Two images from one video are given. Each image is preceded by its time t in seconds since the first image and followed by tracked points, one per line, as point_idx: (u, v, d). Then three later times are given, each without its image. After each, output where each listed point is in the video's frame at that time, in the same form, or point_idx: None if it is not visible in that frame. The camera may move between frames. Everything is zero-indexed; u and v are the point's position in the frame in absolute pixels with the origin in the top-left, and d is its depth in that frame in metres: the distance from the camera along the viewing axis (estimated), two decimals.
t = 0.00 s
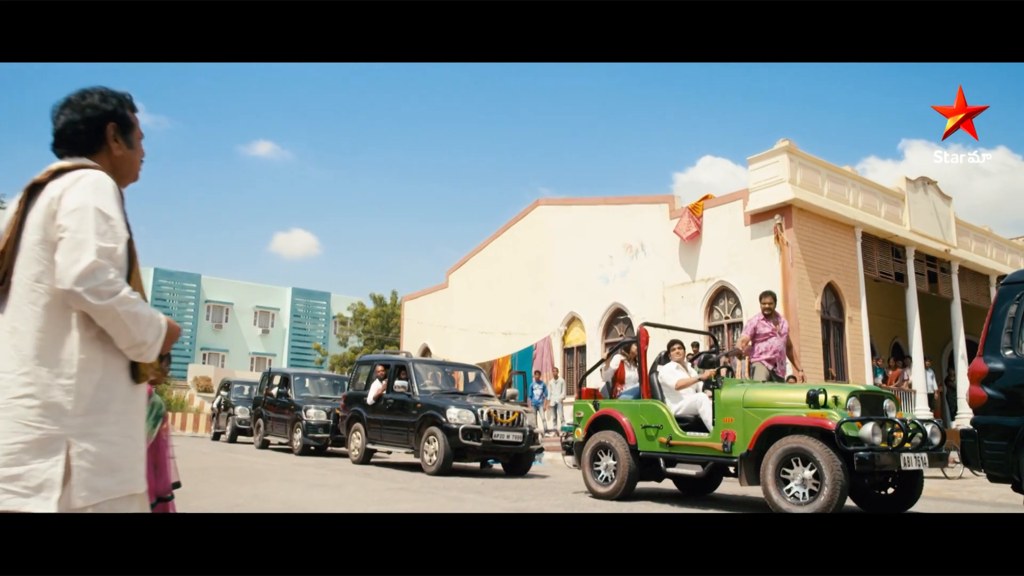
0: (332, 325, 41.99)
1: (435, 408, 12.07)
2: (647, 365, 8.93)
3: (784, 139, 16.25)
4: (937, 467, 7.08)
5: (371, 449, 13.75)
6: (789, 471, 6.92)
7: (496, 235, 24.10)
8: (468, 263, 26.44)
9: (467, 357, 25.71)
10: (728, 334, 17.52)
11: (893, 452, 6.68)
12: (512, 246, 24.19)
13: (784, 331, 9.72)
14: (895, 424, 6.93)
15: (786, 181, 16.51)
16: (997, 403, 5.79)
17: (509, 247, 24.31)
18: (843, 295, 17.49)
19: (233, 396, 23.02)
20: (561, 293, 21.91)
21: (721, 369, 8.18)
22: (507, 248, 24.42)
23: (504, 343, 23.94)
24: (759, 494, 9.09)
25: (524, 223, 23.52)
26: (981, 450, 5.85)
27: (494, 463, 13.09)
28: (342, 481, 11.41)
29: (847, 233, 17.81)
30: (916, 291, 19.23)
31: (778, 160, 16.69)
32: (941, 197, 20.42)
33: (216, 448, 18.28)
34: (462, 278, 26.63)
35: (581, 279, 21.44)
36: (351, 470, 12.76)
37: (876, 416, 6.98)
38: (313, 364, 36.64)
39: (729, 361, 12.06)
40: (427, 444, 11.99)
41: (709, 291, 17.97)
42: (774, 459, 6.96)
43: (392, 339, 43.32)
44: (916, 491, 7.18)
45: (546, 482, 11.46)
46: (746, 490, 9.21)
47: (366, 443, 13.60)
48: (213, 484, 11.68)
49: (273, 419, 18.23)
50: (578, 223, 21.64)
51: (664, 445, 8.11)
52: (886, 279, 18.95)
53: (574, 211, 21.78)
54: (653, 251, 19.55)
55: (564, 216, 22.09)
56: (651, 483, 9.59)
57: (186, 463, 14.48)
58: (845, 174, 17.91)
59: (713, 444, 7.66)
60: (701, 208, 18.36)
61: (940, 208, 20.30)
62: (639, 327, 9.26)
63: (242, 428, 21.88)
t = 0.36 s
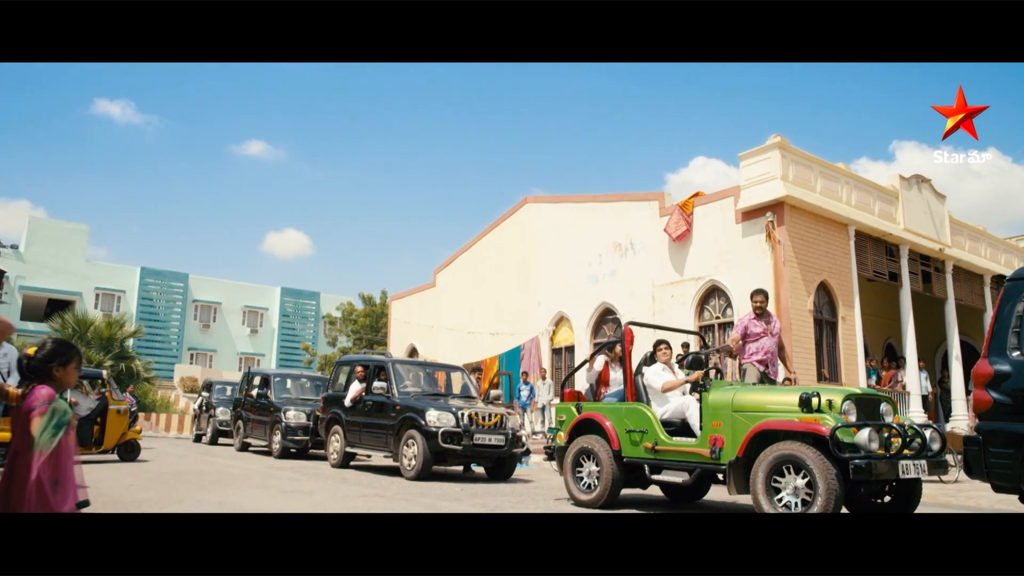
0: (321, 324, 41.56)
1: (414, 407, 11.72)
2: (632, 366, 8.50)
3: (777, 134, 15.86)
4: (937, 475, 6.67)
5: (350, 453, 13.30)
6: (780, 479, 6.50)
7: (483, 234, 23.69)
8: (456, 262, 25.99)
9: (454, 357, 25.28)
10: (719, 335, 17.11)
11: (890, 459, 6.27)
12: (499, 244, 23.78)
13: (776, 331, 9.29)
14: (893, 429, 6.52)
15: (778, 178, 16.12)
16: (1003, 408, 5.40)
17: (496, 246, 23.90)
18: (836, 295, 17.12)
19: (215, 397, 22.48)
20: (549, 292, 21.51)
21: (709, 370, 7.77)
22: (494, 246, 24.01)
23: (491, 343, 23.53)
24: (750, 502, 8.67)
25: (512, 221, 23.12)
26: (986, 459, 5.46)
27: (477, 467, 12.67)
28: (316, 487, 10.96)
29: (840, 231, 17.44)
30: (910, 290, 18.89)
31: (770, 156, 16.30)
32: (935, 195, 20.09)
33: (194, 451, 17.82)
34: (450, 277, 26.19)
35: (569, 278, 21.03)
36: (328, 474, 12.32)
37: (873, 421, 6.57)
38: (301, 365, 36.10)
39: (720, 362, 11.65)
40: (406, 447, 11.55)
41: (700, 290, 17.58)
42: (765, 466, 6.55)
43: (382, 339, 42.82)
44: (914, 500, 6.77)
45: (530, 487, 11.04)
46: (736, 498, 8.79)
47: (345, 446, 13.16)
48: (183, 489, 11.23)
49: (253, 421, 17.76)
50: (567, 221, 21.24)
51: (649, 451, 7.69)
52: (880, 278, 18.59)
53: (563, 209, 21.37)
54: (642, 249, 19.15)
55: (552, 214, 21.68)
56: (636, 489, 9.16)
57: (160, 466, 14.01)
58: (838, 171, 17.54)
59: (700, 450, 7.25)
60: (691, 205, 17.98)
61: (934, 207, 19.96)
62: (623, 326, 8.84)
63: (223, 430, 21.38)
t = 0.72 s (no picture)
0: (315, 327, 41.20)
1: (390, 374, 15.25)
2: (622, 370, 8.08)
3: (774, 131, 15.46)
4: (945, 486, 6.23)
5: (333, 459, 12.87)
6: (778, 490, 6.07)
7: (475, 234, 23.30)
8: (448, 263, 25.60)
9: (446, 360, 24.84)
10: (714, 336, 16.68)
11: (895, 469, 5.83)
12: (492, 245, 23.38)
13: (774, 332, 8.86)
14: (898, 437, 6.08)
15: (775, 175, 15.70)
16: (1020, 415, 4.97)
17: (489, 246, 23.48)
18: (836, 295, 16.70)
19: (201, 401, 22.04)
20: (542, 293, 21.10)
21: (702, 374, 7.35)
22: (486, 247, 23.61)
23: (484, 345, 23.10)
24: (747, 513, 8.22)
25: (505, 222, 22.73)
26: (1002, 470, 5.04)
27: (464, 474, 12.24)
28: (295, 495, 10.54)
29: (840, 230, 17.03)
30: (911, 291, 18.47)
31: (768, 154, 15.89)
32: (936, 195, 19.70)
33: (177, 456, 17.38)
34: (442, 278, 25.76)
35: (562, 279, 20.62)
36: (309, 481, 11.90)
37: (877, 428, 6.13)
38: (294, 368, 35.63)
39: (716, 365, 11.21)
40: (389, 454, 11.12)
41: (696, 291, 17.16)
42: (761, 476, 6.11)
43: (377, 342, 42.33)
44: (920, 512, 6.33)
45: (518, 494, 10.60)
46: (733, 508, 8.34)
47: (328, 453, 12.73)
48: (157, 496, 10.82)
49: (237, 426, 17.35)
50: (560, 221, 20.84)
51: (639, 459, 7.26)
52: (880, 279, 18.17)
53: (556, 208, 20.97)
54: (637, 250, 18.74)
55: (546, 214, 21.29)
56: (628, 500, 8.71)
57: (138, 472, 13.59)
58: (837, 168, 17.13)
59: (692, 458, 6.81)
60: (687, 204, 17.59)
61: (935, 206, 19.55)
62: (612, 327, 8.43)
63: (209, 434, 20.97)
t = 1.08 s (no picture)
0: (312, 327, 40.80)
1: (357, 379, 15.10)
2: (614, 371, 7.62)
3: (775, 123, 15.00)
4: (959, 495, 5.77)
5: (319, 463, 12.44)
6: (779, 500, 5.62)
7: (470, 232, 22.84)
8: (444, 262, 25.15)
9: (442, 360, 24.38)
10: (714, 335, 16.21)
11: (907, 479, 5.38)
12: (488, 243, 22.93)
13: (775, 330, 8.41)
14: (910, 444, 5.64)
15: (776, 170, 15.25)
16: None
17: (484, 244, 23.04)
18: (839, 293, 16.25)
19: (191, 402, 21.59)
20: (538, 291, 20.65)
21: (698, 375, 6.89)
22: (482, 245, 23.15)
23: (480, 345, 22.66)
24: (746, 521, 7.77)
25: (500, 219, 22.28)
26: None
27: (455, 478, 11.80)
28: (276, 501, 10.12)
29: (842, 226, 16.58)
30: (916, 288, 18.02)
31: (768, 147, 15.43)
32: (941, 190, 19.25)
33: (164, 459, 16.92)
34: (438, 277, 25.32)
35: (559, 277, 20.17)
36: (293, 486, 11.47)
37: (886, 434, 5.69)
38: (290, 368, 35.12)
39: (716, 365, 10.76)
40: (374, 458, 10.68)
41: (695, 289, 16.70)
42: (762, 485, 5.67)
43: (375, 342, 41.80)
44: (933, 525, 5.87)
45: (508, 500, 10.16)
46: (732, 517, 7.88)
47: (313, 456, 12.30)
48: (131, 502, 10.39)
49: (224, 428, 16.92)
50: (556, 218, 20.39)
51: (632, 466, 6.81)
52: (884, 277, 17.71)
53: (553, 205, 20.52)
54: (634, 247, 18.28)
55: (542, 211, 20.85)
56: (621, 507, 8.28)
57: (118, 477, 13.16)
58: (840, 163, 16.68)
59: (688, 466, 6.37)
60: (686, 199, 17.14)
61: (940, 202, 19.10)
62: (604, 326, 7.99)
63: (198, 436, 20.53)
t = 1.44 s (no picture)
0: (311, 328, 40.36)
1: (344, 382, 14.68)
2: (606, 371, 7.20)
3: (778, 116, 14.54)
4: (977, 505, 5.33)
5: (306, 467, 12.00)
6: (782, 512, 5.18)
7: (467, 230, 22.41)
8: (440, 260, 24.71)
9: (438, 360, 23.96)
10: (714, 334, 15.74)
11: (922, 489, 4.93)
12: (485, 241, 22.49)
13: (778, 328, 7.98)
14: (924, 450, 5.20)
15: (779, 164, 14.79)
16: None
17: (481, 243, 22.61)
18: (843, 291, 15.79)
19: (182, 403, 21.17)
20: (536, 290, 20.21)
21: (696, 375, 6.47)
22: (479, 243, 22.71)
23: (476, 345, 22.23)
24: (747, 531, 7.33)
25: (498, 216, 21.84)
26: None
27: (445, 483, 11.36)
28: (256, 508, 9.69)
29: (847, 222, 16.12)
30: (923, 287, 17.55)
31: (771, 141, 14.98)
32: (948, 186, 18.79)
33: (151, 463, 16.48)
34: (434, 276, 24.89)
35: (556, 275, 19.73)
36: (276, 492, 11.03)
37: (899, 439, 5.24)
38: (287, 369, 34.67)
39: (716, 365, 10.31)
40: (360, 462, 10.24)
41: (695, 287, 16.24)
42: (764, 495, 5.22)
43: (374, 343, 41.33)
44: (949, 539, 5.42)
45: (499, 506, 9.72)
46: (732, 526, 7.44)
47: (299, 460, 11.87)
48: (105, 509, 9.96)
49: (212, 430, 16.50)
50: (554, 215, 19.95)
51: (625, 473, 6.37)
52: (891, 274, 17.24)
53: (550, 202, 20.08)
54: (634, 244, 17.83)
55: (539, 208, 20.41)
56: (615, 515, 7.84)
57: (98, 481, 12.75)
58: (844, 157, 16.22)
59: (685, 473, 5.93)
60: (686, 195, 16.69)
61: (947, 198, 18.63)
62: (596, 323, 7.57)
63: (188, 438, 20.10)
